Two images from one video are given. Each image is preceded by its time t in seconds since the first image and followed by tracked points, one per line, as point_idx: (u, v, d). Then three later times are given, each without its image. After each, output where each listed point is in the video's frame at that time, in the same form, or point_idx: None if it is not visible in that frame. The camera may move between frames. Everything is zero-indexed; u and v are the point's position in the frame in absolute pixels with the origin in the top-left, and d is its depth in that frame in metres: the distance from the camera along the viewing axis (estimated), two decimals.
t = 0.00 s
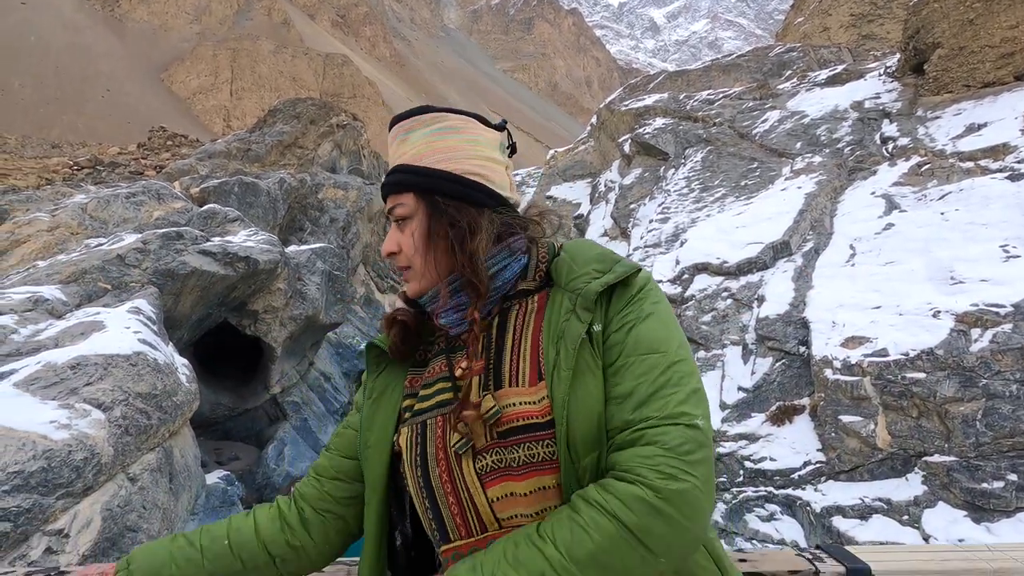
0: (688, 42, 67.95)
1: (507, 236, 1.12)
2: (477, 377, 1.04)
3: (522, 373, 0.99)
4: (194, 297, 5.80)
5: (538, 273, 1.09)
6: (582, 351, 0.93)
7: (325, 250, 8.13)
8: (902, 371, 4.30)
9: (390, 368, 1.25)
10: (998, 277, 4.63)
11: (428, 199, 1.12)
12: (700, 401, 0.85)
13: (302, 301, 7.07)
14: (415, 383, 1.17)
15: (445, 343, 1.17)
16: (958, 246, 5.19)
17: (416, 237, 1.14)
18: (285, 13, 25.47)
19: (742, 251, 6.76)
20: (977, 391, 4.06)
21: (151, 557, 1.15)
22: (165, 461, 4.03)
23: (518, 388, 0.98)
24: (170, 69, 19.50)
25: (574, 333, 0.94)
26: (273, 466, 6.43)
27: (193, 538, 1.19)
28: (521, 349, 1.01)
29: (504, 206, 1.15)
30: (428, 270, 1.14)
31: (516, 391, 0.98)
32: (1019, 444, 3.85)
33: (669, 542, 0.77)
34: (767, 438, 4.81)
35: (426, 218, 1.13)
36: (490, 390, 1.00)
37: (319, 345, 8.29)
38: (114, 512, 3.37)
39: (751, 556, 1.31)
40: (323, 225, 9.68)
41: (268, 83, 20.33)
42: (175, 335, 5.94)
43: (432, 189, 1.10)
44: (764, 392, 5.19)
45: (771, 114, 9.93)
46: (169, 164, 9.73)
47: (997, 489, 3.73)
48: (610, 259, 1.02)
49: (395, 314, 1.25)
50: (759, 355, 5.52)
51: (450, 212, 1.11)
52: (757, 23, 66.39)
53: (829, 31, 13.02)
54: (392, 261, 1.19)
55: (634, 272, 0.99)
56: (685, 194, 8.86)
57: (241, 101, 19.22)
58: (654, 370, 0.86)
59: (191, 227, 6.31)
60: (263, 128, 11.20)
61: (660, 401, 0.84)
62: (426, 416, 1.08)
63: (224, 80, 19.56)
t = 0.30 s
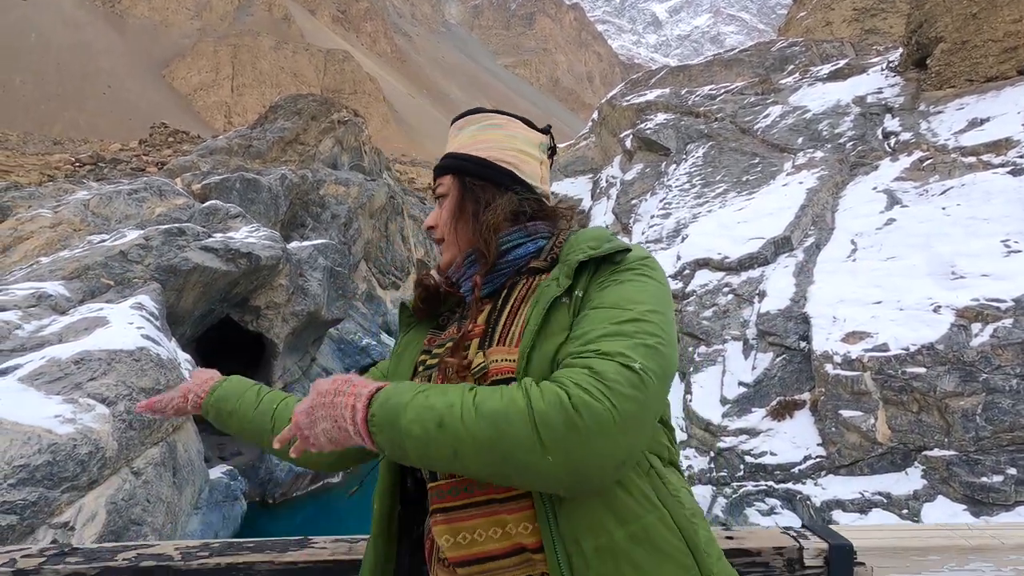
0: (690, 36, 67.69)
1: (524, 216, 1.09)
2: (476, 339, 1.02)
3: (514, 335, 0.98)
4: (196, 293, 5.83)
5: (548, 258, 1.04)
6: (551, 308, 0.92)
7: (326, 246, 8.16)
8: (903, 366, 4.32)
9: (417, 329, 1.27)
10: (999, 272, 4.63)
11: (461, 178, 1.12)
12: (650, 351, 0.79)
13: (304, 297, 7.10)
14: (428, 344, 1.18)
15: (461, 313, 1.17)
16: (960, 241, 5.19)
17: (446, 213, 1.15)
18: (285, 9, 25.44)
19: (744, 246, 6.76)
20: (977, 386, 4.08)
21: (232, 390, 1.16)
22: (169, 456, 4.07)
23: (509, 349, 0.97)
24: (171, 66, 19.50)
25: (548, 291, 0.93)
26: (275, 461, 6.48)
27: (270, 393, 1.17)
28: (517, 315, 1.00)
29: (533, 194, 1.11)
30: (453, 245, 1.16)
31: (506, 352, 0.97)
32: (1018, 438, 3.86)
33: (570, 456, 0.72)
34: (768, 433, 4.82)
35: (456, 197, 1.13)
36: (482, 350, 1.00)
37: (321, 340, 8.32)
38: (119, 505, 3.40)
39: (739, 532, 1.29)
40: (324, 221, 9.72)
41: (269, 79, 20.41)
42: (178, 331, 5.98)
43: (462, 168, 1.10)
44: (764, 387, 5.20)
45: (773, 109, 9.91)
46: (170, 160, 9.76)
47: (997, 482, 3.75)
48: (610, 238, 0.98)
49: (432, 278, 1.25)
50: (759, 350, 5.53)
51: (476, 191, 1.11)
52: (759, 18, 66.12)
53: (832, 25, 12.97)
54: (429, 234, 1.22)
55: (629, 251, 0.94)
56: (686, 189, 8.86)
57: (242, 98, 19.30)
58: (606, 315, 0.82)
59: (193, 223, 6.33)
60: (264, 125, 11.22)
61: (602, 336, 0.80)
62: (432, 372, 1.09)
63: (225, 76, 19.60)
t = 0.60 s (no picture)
0: (690, 33, 67.48)
1: (543, 217, 1.10)
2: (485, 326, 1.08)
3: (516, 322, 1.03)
4: (196, 290, 5.86)
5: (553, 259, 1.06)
6: (544, 300, 0.99)
7: (326, 243, 8.19)
8: (898, 363, 4.36)
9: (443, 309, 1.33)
10: (994, 269, 4.66)
11: (490, 178, 1.14)
12: (617, 349, 0.86)
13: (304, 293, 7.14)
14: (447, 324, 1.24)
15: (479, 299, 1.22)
16: (956, 238, 5.21)
17: (472, 211, 1.18)
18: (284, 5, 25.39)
19: (742, 243, 6.79)
20: (971, 381, 4.11)
21: (326, 311, 1.43)
22: (169, 451, 4.10)
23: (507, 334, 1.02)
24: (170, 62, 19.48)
25: (543, 284, 0.98)
26: (275, 457, 6.53)
27: (351, 329, 1.42)
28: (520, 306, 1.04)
29: (555, 198, 1.12)
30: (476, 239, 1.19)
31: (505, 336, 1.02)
32: (1012, 434, 3.89)
33: (532, 423, 0.84)
34: (764, 429, 4.87)
35: (481, 196, 1.15)
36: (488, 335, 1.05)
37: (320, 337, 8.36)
38: (119, 500, 3.44)
39: (710, 511, 1.41)
40: (323, 219, 9.79)
41: (268, 75, 20.52)
42: (178, 328, 6.01)
43: (488, 169, 1.12)
44: (761, 383, 5.24)
45: (771, 106, 9.93)
46: (169, 157, 9.77)
47: (990, 477, 3.79)
48: (610, 245, 1.01)
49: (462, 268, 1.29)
50: (757, 347, 5.57)
51: (502, 193, 1.12)
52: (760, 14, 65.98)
53: (832, 22, 12.94)
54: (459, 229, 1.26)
55: (624, 258, 0.98)
56: (685, 186, 8.88)
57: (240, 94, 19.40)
58: (585, 312, 0.90)
59: (192, 220, 6.36)
60: (263, 121, 11.22)
61: (579, 328, 0.88)
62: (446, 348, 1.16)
63: (223, 72, 19.68)
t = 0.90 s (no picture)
0: (691, 26, 67.21)
1: (569, 223, 1.13)
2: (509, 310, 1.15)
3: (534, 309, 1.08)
4: (195, 283, 5.89)
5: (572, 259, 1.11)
6: (552, 298, 1.05)
7: (324, 237, 8.23)
8: (889, 357, 4.42)
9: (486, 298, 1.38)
10: (986, 265, 4.70)
11: (527, 179, 1.16)
12: (606, 350, 0.93)
13: (302, 287, 7.19)
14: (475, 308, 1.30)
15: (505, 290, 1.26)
16: (950, 234, 5.25)
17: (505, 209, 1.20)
18: None
19: (738, 239, 6.82)
20: (961, 376, 4.17)
21: (412, 278, 1.43)
22: (168, 443, 4.14)
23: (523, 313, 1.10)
24: (166, 54, 19.44)
25: (551, 283, 1.05)
26: (274, 449, 6.59)
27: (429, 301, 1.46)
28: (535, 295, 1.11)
29: (582, 205, 1.15)
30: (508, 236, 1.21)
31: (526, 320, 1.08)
32: (1000, 428, 3.96)
33: (524, 406, 0.91)
34: (758, 423, 4.96)
35: (517, 195, 1.18)
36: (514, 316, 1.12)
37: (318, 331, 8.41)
38: (120, 490, 3.47)
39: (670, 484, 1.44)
40: (321, 212, 10.10)
41: (265, 67, 20.78)
42: (176, 321, 6.05)
43: (525, 171, 1.15)
44: (755, 377, 5.32)
45: (769, 101, 9.95)
46: (166, 150, 9.78)
47: (977, 470, 3.85)
48: (614, 255, 1.05)
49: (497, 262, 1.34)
50: (751, 341, 5.64)
51: (536, 197, 1.15)
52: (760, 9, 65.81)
53: (831, 17, 12.93)
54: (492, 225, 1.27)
55: (628, 267, 1.02)
56: (682, 181, 8.93)
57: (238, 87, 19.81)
58: (585, 313, 0.96)
59: (190, 213, 6.38)
60: (261, 115, 11.22)
61: (576, 325, 0.95)
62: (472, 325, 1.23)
63: (221, 65, 19.92)
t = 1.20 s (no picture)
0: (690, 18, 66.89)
1: (605, 220, 1.21)
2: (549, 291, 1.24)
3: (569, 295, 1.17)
4: (192, 273, 5.91)
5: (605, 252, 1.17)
6: (583, 295, 1.14)
7: (321, 228, 8.25)
8: (879, 349, 4.48)
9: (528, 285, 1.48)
10: (977, 259, 4.76)
11: (569, 175, 1.22)
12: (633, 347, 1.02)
13: (298, 278, 7.23)
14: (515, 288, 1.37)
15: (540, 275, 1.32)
16: (942, 228, 5.31)
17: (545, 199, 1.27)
18: None
19: (733, 232, 6.89)
20: (950, 368, 4.24)
21: (479, 252, 1.60)
22: (167, 431, 4.18)
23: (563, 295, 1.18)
24: (161, 42, 19.32)
25: (583, 282, 1.14)
26: (271, 438, 6.65)
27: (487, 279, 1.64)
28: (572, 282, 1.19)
29: (617, 204, 1.21)
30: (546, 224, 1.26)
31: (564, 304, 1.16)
32: (987, 418, 4.04)
33: (562, 405, 1.02)
34: (750, 413, 5.02)
35: (559, 188, 1.24)
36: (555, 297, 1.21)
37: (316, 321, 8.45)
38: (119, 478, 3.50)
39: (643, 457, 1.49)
40: (319, 201, 10.44)
41: (261, 55, 21.18)
42: (173, 311, 6.07)
43: (570, 166, 1.21)
44: (749, 368, 5.40)
45: (767, 94, 9.97)
46: (162, 139, 9.75)
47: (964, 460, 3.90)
48: (643, 257, 1.12)
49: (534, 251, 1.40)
50: (745, 333, 5.70)
51: (576, 193, 1.22)
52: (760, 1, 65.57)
53: (831, 9, 12.90)
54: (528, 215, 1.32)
55: (657, 269, 1.09)
56: (679, 173, 8.96)
57: (234, 75, 19.87)
58: (617, 313, 1.05)
59: (186, 203, 6.39)
60: (257, 104, 11.20)
61: (610, 325, 1.04)
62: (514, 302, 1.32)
63: (217, 53, 20.04)
